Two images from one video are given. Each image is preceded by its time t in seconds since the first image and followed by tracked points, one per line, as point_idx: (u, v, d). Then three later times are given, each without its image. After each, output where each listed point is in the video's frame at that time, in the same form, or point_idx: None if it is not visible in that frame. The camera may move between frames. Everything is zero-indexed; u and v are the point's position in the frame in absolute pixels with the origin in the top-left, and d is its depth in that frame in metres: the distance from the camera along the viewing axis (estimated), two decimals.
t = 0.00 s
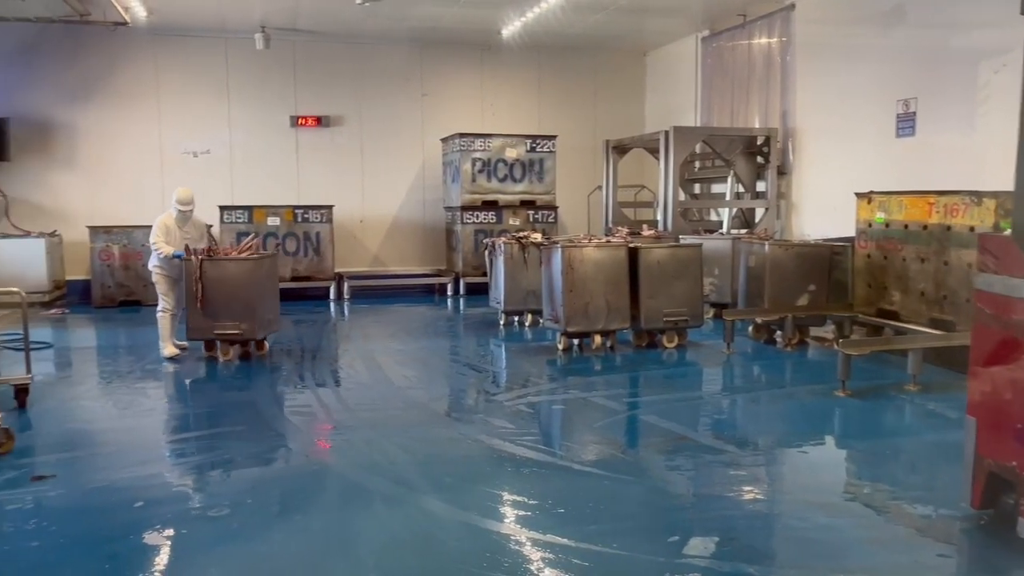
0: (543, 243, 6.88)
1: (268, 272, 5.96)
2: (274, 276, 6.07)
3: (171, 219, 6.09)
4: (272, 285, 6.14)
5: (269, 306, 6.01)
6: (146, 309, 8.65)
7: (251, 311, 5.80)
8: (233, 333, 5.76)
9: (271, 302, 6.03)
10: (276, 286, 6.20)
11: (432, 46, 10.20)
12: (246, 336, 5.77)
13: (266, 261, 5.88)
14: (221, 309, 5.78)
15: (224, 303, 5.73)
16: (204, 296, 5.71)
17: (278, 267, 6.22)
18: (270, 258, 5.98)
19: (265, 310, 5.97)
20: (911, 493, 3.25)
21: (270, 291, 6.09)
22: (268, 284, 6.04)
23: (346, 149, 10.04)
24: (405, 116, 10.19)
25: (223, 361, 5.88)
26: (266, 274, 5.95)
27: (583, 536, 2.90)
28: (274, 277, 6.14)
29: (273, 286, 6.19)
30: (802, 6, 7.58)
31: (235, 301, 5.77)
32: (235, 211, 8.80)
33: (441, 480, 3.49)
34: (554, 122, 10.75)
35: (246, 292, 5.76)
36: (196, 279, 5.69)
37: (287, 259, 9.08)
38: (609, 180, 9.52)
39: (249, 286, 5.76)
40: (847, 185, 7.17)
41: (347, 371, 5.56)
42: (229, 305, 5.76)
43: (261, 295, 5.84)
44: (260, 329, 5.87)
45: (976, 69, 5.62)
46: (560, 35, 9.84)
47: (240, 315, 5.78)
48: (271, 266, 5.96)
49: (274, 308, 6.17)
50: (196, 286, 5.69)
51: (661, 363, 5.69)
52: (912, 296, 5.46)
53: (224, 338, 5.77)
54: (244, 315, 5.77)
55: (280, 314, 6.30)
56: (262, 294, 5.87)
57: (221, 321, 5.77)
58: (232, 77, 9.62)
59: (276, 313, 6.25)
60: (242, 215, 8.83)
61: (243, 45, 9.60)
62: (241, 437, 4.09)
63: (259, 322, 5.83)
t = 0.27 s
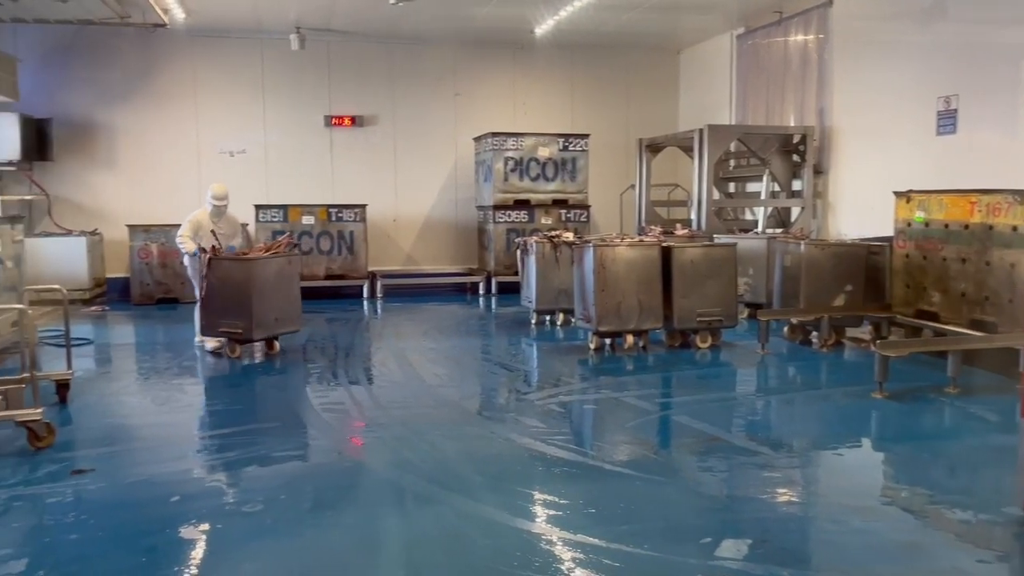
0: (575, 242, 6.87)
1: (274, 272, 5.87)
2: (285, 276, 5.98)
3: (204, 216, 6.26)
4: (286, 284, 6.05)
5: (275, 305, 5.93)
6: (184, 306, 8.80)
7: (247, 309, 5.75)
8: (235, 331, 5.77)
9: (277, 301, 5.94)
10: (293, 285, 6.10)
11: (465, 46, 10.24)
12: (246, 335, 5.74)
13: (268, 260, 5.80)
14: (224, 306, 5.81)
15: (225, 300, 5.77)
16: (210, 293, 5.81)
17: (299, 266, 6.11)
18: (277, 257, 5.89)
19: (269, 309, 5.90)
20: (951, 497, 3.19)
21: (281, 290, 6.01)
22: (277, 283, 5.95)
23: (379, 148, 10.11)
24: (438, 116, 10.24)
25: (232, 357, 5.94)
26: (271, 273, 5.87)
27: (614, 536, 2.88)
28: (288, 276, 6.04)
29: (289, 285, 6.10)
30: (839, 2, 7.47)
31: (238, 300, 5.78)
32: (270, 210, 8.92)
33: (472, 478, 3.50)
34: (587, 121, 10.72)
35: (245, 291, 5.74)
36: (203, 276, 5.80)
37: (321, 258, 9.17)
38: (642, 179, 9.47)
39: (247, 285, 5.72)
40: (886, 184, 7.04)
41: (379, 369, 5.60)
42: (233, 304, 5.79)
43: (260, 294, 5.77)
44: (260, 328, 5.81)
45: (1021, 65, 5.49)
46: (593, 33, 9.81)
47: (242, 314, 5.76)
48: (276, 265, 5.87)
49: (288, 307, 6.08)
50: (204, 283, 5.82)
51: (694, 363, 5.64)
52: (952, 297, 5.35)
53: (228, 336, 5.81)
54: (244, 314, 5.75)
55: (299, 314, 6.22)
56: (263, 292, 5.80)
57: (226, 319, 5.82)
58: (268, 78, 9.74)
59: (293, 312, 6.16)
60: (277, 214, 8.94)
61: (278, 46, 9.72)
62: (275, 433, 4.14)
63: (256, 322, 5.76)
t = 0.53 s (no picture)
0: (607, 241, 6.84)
1: (280, 271, 5.79)
2: (294, 275, 5.86)
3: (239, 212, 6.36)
4: (300, 284, 5.94)
5: (283, 305, 5.86)
6: (220, 304, 8.93)
7: (252, 309, 5.76)
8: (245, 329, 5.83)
9: (285, 301, 5.85)
10: (309, 285, 5.96)
11: (497, 44, 10.25)
12: (251, 334, 5.75)
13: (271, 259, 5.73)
14: (240, 305, 5.91)
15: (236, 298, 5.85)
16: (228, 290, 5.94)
17: (316, 265, 5.94)
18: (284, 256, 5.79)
19: (277, 309, 5.84)
20: (992, 502, 3.11)
21: (292, 290, 5.91)
22: (287, 282, 5.86)
23: (412, 147, 10.17)
24: (471, 115, 10.26)
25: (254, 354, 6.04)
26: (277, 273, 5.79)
27: (647, 537, 2.86)
28: (301, 276, 5.91)
29: (305, 285, 5.96)
30: None
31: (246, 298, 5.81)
32: (305, 209, 9.01)
33: (502, 477, 3.50)
34: (620, 119, 10.66)
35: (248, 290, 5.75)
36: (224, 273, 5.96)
37: (354, 256, 9.25)
38: (676, 177, 9.39)
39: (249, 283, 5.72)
40: (925, 182, 6.92)
41: (411, 367, 5.64)
42: (243, 301, 5.85)
43: (263, 293, 5.73)
44: (264, 328, 5.79)
45: None
46: (626, 31, 9.75)
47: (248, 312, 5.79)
48: (282, 265, 5.78)
49: (303, 307, 5.96)
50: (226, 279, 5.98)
51: (727, 364, 5.59)
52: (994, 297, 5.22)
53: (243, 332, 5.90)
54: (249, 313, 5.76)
55: (319, 315, 6.05)
56: (267, 292, 5.75)
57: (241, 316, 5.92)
58: (303, 78, 9.84)
59: (311, 313, 6.02)
60: (312, 213, 9.04)
61: (313, 46, 9.81)
62: (308, 430, 4.18)
63: (259, 321, 5.76)
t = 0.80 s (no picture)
0: (638, 240, 6.81)
1: (294, 270, 5.76)
2: (310, 275, 5.81)
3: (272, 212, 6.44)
4: (319, 284, 5.85)
5: (297, 304, 5.83)
6: (254, 302, 9.05)
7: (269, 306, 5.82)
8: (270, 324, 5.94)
9: (300, 300, 5.81)
10: (326, 286, 5.85)
11: (528, 43, 10.25)
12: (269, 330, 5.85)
13: (284, 257, 5.73)
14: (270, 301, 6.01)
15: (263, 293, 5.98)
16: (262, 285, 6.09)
17: (334, 266, 5.82)
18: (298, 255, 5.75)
19: (292, 307, 5.83)
20: None
21: (310, 290, 5.85)
22: (303, 282, 5.82)
23: (443, 146, 10.21)
24: (501, 113, 10.27)
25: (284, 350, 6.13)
26: (292, 271, 5.77)
27: (677, 538, 2.84)
28: (318, 276, 5.82)
29: (324, 285, 5.86)
30: None
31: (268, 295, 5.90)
32: (337, 208, 9.10)
33: (531, 475, 3.50)
34: (652, 118, 10.60)
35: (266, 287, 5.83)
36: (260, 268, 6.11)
37: (385, 255, 9.31)
38: (708, 175, 9.31)
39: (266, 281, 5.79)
40: (964, 180, 6.79)
41: (441, 365, 5.66)
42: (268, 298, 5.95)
43: (277, 291, 5.76)
44: (278, 325, 5.83)
45: None
46: (658, 28, 9.69)
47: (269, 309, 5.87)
48: (295, 264, 5.75)
49: (319, 307, 5.87)
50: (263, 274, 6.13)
51: (760, 364, 5.53)
52: None
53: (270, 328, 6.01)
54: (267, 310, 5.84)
55: (338, 317, 5.91)
56: (281, 290, 5.78)
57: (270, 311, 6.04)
58: (336, 79, 9.94)
59: (329, 314, 5.91)
60: (344, 212, 9.12)
61: (346, 46, 9.90)
62: (339, 427, 4.23)
63: (273, 318, 5.81)
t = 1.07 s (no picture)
0: (667, 238, 6.76)
1: (320, 268, 5.80)
2: (335, 274, 5.84)
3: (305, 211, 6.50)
4: (346, 282, 5.88)
5: (323, 302, 5.88)
6: (286, 299, 9.15)
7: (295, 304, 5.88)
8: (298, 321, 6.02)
9: (325, 299, 5.86)
10: (352, 285, 5.88)
11: (558, 41, 10.22)
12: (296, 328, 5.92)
13: (311, 256, 5.77)
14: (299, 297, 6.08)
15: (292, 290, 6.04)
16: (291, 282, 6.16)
17: (359, 265, 5.83)
18: (325, 254, 5.79)
19: (318, 306, 5.88)
20: None
21: (337, 289, 5.89)
22: (330, 280, 5.86)
23: (473, 145, 10.23)
24: (531, 112, 10.27)
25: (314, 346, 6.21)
26: (318, 270, 5.81)
27: (707, 538, 2.82)
28: (343, 275, 5.85)
29: (349, 284, 5.89)
30: None
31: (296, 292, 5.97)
32: (367, 206, 9.16)
33: (558, 474, 3.50)
34: (682, 115, 10.52)
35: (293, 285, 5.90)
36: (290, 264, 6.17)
37: (415, 253, 9.35)
38: (739, 173, 9.22)
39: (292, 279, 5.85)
40: (1003, 177, 6.65)
41: (470, 363, 5.68)
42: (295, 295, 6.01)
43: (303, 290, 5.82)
44: (304, 322, 5.89)
45: None
46: (689, 25, 9.61)
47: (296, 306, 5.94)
48: (321, 262, 5.78)
49: (345, 306, 5.91)
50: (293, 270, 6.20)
51: (791, 363, 5.46)
52: None
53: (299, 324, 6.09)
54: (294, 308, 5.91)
55: (363, 316, 5.95)
56: (308, 288, 5.83)
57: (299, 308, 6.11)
58: (366, 78, 10.00)
59: (355, 313, 5.94)
60: (374, 210, 9.18)
61: (376, 45, 9.95)
62: (368, 424, 4.25)
63: (299, 315, 5.87)
